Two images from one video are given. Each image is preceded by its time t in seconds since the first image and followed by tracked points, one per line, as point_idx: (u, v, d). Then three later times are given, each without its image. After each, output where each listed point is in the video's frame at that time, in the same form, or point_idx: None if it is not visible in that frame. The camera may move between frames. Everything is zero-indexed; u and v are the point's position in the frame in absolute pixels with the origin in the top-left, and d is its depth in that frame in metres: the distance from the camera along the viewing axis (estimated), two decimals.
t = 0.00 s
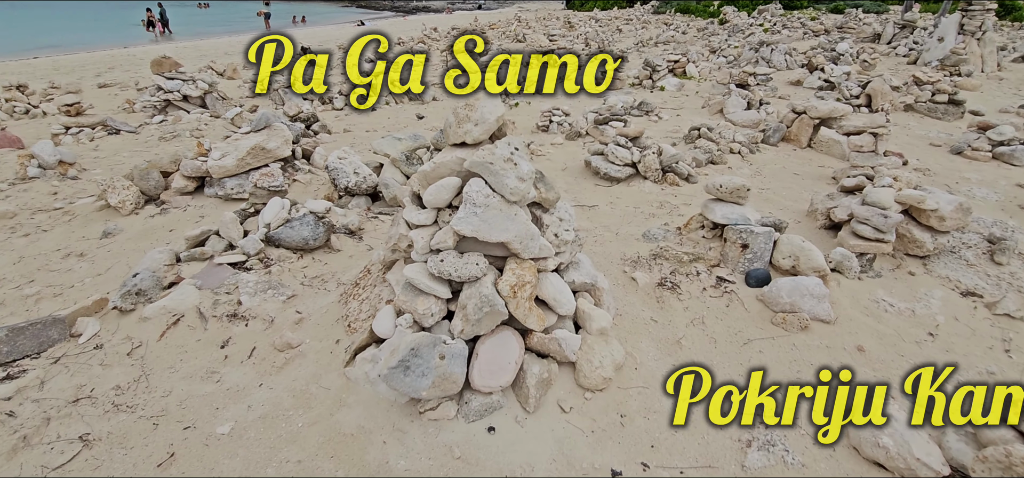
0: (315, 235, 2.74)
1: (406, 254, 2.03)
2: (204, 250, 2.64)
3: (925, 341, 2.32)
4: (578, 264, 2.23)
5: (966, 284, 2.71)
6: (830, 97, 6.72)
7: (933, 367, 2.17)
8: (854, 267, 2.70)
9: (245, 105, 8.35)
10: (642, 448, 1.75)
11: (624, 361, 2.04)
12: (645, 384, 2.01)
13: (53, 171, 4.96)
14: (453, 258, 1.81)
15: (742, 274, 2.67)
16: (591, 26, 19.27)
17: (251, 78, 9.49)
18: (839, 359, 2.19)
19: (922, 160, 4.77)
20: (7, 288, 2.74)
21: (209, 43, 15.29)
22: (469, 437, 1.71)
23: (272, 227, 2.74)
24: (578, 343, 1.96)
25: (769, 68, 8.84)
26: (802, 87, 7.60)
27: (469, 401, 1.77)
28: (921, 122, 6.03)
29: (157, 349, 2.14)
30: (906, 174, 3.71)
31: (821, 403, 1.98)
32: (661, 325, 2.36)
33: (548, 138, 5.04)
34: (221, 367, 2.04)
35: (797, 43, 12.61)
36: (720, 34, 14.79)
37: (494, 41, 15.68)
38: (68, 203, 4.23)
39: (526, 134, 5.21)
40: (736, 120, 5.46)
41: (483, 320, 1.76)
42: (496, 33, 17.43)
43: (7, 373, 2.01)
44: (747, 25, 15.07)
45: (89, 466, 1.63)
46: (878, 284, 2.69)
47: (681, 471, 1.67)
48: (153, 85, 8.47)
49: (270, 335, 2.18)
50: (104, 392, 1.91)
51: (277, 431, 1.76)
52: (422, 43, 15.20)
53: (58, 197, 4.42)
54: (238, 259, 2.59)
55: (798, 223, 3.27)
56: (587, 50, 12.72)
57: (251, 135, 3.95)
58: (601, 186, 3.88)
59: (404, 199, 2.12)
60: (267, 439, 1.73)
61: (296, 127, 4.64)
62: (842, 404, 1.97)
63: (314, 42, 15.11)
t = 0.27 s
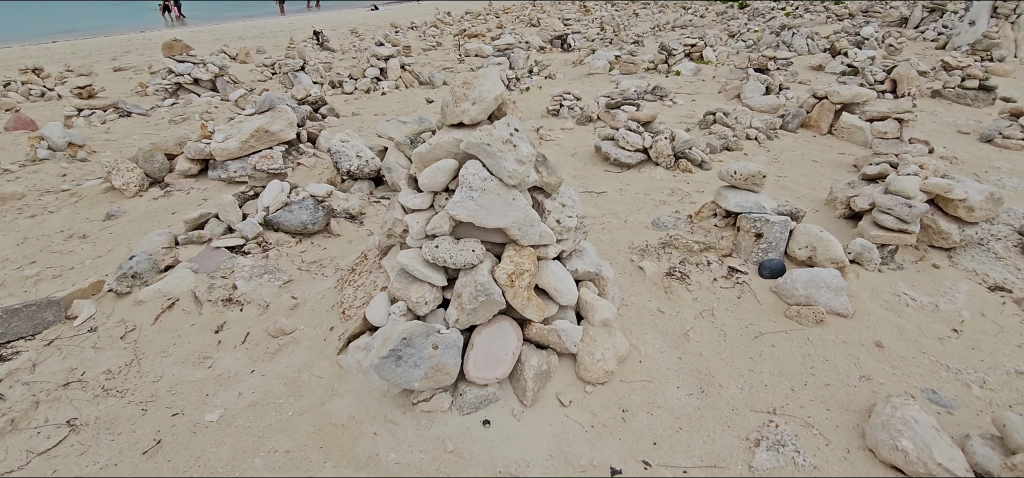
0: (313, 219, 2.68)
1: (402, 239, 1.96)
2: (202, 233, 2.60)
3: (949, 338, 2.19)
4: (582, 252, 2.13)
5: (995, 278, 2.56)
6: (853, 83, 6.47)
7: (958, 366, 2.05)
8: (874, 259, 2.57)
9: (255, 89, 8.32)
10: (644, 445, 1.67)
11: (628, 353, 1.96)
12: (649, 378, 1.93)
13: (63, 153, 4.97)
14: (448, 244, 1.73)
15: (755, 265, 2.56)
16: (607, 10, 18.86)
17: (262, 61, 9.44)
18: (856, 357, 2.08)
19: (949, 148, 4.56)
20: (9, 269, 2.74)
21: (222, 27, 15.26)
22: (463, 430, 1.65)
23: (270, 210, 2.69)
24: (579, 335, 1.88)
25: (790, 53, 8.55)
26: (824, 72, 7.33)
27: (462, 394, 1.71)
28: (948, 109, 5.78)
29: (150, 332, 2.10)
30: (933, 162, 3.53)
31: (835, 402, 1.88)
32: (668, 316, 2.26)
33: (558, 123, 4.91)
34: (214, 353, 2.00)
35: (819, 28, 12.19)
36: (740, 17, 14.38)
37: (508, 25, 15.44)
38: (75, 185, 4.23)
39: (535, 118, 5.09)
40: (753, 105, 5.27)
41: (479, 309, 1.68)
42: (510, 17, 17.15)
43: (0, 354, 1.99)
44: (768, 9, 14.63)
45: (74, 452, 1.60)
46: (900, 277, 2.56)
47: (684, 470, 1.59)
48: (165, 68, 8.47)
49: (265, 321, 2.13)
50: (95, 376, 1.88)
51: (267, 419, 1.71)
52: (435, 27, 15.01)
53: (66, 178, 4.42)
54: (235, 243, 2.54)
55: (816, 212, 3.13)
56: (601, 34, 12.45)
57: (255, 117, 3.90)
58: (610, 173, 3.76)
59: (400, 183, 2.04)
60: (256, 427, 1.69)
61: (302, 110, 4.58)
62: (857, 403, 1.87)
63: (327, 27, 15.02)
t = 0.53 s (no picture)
0: (318, 211, 2.67)
1: (402, 233, 1.94)
2: (209, 223, 2.62)
3: (966, 345, 2.12)
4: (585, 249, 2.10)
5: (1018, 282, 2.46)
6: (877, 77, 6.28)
7: (974, 374, 1.98)
8: (890, 261, 2.49)
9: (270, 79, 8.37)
10: (642, 448, 1.64)
11: (629, 352, 1.92)
12: (651, 379, 1.89)
13: (80, 141, 5.05)
14: (447, 240, 1.71)
15: (766, 265, 2.50)
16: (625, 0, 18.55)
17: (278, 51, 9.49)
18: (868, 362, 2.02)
19: (976, 146, 4.40)
20: (24, 256, 2.79)
21: (240, 17, 15.36)
22: (459, 427, 1.63)
23: (276, 202, 2.69)
24: (579, 334, 1.85)
25: (812, 45, 8.33)
26: (847, 65, 7.13)
27: (459, 392, 1.69)
28: (976, 105, 5.58)
29: (154, 321, 2.12)
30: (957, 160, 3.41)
31: (844, 409, 1.82)
32: (674, 316, 2.22)
33: (570, 115, 4.85)
34: (216, 343, 2.01)
35: (844, 19, 11.84)
36: (762, 8, 14.03)
37: (524, 15, 15.28)
38: (92, 173, 4.29)
39: (547, 111, 5.03)
40: (771, 99, 5.14)
41: (476, 306, 1.66)
42: (527, 7, 16.97)
43: (9, 340, 2.02)
44: None
45: (75, 440, 1.62)
46: (916, 279, 2.48)
47: (682, 474, 1.56)
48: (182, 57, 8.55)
49: (266, 313, 2.13)
50: (99, 364, 1.90)
51: (264, 411, 1.72)
52: (451, 18, 14.92)
53: (83, 166, 4.50)
54: (241, 234, 2.56)
55: (831, 211, 3.05)
56: (618, 26, 12.25)
57: (265, 108, 3.90)
58: (620, 167, 3.70)
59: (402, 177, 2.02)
60: (254, 419, 1.69)
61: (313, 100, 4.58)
62: (866, 411, 1.82)
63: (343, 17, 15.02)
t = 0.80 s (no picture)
0: (327, 218, 2.69)
1: (408, 247, 1.94)
2: (221, 230, 2.64)
3: (984, 369, 2.06)
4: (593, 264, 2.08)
5: None
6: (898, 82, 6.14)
7: (992, 400, 1.93)
8: (907, 279, 2.44)
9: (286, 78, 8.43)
10: (647, 471, 1.62)
11: (635, 371, 1.90)
12: (657, 399, 1.87)
13: (100, 139, 5.13)
14: (452, 257, 1.71)
15: (778, 281, 2.45)
16: None
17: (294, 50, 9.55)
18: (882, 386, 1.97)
19: (1000, 156, 4.28)
20: (42, 257, 2.84)
21: (258, 14, 15.50)
22: (463, 446, 1.63)
23: (287, 209, 2.71)
24: (585, 352, 1.83)
25: (832, 48, 8.17)
26: (868, 69, 6.98)
27: (462, 409, 1.69)
28: (1001, 112, 5.43)
29: (165, 328, 2.14)
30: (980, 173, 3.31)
31: (855, 436, 1.78)
32: (682, 332, 2.19)
33: (582, 120, 4.82)
34: (224, 352, 2.02)
35: (866, 20, 11.60)
36: (781, 8, 13.80)
37: (539, 14, 15.20)
38: (110, 173, 4.37)
39: (560, 115, 5.00)
40: (788, 105, 5.06)
41: (481, 325, 1.65)
42: (542, 5, 16.87)
43: (25, 345, 2.06)
44: None
45: (85, 449, 1.64)
46: (934, 299, 2.42)
47: None
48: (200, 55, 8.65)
49: (275, 322, 2.15)
50: (110, 371, 1.93)
51: (270, 424, 1.73)
52: (466, 16, 14.89)
53: (101, 166, 4.57)
54: (251, 240, 2.58)
55: (847, 224, 2.99)
56: (634, 25, 12.13)
57: (278, 111, 3.93)
58: (631, 175, 3.67)
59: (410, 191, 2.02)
60: (259, 431, 1.70)
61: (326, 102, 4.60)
62: (878, 437, 1.78)
63: (359, 15, 15.08)
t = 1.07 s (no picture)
0: (335, 233, 2.70)
1: (414, 267, 1.94)
2: (230, 243, 2.66)
3: (1000, 398, 2.01)
4: (600, 285, 2.07)
5: None
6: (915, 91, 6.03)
7: (1007, 431, 1.88)
8: (920, 302, 2.39)
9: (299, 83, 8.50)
10: None
11: (641, 395, 1.88)
12: (663, 424, 1.85)
13: (115, 145, 5.21)
14: (457, 280, 1.71)
15: (788, 301, 2.42)
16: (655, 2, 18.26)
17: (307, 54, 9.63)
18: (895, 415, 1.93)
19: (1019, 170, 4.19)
20: (56, 267, 2.89)
21: (272, 17, 15.64)
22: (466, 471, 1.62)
23: (296, 222, 2.73)
24: (590, 376, 1.82)
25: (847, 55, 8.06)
26: (884, 77, 6.87)
27: (466, 433, 1.68)
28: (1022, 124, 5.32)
29: (174, 343, 2.16)
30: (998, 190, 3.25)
31: (865, 467, 1.75)
32: (690, 354, 2.17)
33: (592, 130, 4.80)
34: (232, 368, 2.04)
35: (883, 26, 11.43)
36: (796, 13, 13.65)
37: (551, 17, 15.18)
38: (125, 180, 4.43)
39: (570, 124, 4.98)
40: (801, 115, 4.99)
41: (485, 350, 1.65)
42: (554, 9, 16.84)
43: (37, 359, 2.09)
44: (828, 2, 13.81)
45: (93, 467, 1.66)
46: (948, 322, 2.37)
47: None
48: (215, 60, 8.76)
49: (281, 338, 2.16)
50: (119, 387, 1.95)
51: (274, 445, 1.73)
52: (478, 19, 14.91)
53: (116, 172, 4.64)
54: (260, 254, 2.60)
55: (860, 242, 2.94)
56: (647, 30, 12.06)
57: (290, 121, 3.96)
58: (640, 187, 3.64)
59: (417, 210, 2.02)
60: (264, 452, 1.71)
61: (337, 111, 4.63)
62: (889, 469, 1.74)
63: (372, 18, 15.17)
